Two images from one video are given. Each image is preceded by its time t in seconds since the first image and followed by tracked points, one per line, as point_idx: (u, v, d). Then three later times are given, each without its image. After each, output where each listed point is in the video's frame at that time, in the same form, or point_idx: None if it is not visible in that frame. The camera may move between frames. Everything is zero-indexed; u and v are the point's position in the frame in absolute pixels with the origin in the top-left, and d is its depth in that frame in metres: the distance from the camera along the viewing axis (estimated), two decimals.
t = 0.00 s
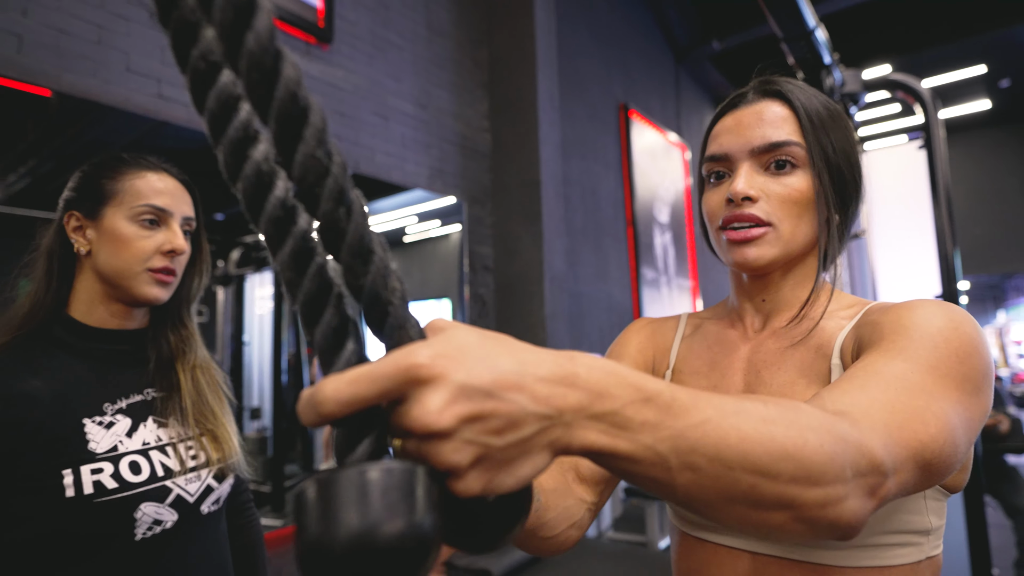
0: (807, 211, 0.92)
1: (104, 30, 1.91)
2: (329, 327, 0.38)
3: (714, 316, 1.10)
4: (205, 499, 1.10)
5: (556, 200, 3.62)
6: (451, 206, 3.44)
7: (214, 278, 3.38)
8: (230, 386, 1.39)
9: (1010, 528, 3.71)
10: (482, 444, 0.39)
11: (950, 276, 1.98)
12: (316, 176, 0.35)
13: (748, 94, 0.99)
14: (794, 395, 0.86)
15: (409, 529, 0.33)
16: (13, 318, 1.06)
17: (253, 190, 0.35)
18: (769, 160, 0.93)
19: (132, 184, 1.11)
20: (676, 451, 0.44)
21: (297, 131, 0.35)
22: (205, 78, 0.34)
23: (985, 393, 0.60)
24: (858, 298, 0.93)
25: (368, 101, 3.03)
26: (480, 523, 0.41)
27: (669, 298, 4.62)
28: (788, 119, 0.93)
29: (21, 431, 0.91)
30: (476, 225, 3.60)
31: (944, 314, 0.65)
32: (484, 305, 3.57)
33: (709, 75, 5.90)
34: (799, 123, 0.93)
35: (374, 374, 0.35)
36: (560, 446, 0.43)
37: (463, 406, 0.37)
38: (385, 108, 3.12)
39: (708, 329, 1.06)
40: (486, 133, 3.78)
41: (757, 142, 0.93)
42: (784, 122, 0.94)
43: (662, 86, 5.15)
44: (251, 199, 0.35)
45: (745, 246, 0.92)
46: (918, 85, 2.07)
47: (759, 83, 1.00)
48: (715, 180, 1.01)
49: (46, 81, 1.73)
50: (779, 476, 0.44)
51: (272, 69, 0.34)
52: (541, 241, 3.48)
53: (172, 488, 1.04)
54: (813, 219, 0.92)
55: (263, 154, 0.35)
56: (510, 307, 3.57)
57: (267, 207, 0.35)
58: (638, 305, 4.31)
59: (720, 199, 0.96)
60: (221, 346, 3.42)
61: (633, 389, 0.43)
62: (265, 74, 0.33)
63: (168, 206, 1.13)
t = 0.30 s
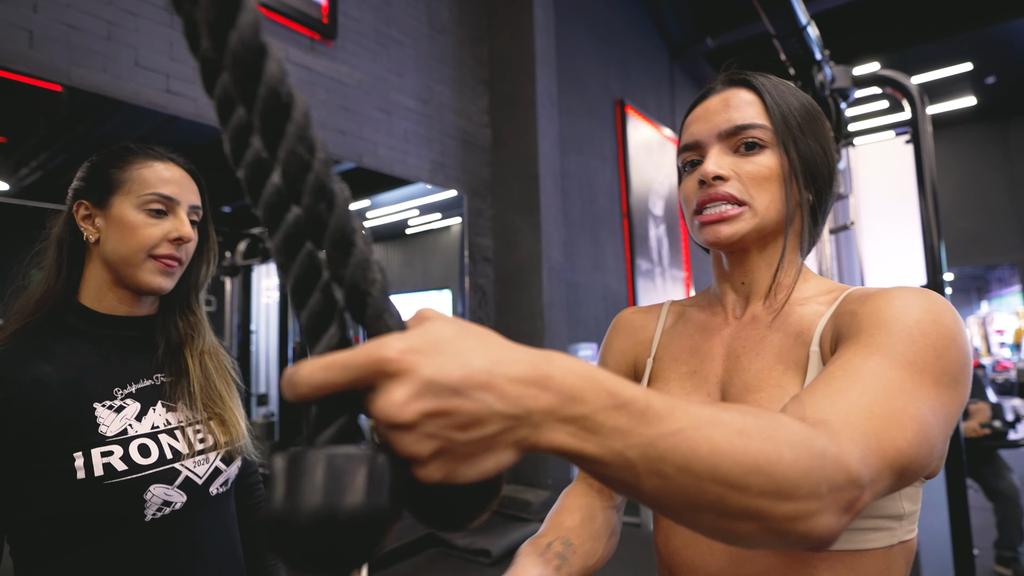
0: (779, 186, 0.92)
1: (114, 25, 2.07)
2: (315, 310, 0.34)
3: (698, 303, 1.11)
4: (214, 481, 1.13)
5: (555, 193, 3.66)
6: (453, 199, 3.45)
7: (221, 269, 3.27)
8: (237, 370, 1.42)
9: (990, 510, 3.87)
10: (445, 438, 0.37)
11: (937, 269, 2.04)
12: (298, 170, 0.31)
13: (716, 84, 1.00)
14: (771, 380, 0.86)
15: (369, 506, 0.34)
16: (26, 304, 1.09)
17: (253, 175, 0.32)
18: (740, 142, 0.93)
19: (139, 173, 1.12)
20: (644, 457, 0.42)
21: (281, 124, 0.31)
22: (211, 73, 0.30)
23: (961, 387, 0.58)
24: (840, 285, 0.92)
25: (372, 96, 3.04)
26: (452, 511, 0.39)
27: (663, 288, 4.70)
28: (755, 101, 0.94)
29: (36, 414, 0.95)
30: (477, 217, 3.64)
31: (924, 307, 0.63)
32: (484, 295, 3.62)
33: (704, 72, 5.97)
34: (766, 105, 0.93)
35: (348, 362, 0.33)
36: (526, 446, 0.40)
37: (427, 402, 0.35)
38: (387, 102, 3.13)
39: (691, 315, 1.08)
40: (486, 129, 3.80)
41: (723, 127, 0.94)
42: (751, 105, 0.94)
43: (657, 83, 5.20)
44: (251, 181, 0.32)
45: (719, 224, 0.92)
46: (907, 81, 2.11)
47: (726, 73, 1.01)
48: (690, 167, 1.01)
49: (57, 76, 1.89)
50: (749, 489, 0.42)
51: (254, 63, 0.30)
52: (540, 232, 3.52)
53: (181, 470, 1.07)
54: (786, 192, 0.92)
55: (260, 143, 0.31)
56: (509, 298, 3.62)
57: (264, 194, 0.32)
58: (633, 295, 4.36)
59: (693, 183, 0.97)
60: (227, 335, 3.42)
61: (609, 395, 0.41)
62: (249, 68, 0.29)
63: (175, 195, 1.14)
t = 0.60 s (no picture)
0: (755, 178, 0.91)
1: (110, 17, 2.11)
2: (298, 307, 0.33)
3: (678, 291, 1.12)
4: (212, 473, 1.14)
5: (552, 186, 3.67)
6: (451, 192, 3.45)
7: (220, 262, 3.28)
8: (237, 362, 1.43)
9: (981, 498, 3.93)
10: (429, 442, 0.37)
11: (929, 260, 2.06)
12: (279, 164, 0.29)
13: (692, 70, 0.97)
14: (753, 369, 0.87)
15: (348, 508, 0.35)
16: (22, 298, 1.08)
17: (234, 170, 0.29)
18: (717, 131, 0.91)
19: (132, 163, 1.12)
20: (635, 456, 0.42)
21: (260, 116, 0.29)
22: (190, 64, 0.28)
23: (939, 369, 0.59)
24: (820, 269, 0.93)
25: (370, 89, 3.04)
26: (434, 514, 0.37)
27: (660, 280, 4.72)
28: (731, 90, 0.92)
29: (32, 407, 0.95)
30: (475, 211, 3.65)
31: (903, 291, 0.64)
32: (483, 288, 3.63)
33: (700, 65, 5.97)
34: (742, 94, 0.91)
35: (330, 362, 0.32)
36: (516, 449, 0.41)
37: (412, 404, 0.35)
38: (385, 96, 3.12)
39: (672, 304, 1.08)
40: (484, 122, 3.79)
41: (700, 116, 0.92)
42: (728, 94, 0.92)
43: (654, 76, 5.20)
44: (230, 178, 0.29)
45: (697, 217, 0.91)
46: (904, 74, 2.09)
47: (703, 58, 0.98)
48: (666, 156, 0.99)
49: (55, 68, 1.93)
50: (739, 485, 0.42)
51: (232, 51, 0.28)
52: (538, 225, 3.52)
53: (179, 462, 1.08)
54: (762, 184, 0.91)
55: (240, 137, 0.29)
56: (507, 291, 3.63)
57: (246, 188, 0.29)
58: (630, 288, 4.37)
59: (670, 174, 0.95)
60: (228, 328, 3.42)
61: (599, 395, 0.41)
62: (227, 58, 0.28)
63: (168, 185, 1.14)
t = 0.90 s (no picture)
0: (748, 181, 0.92)
1: (115, 8, 2.14)
2: (316, 289, 0.34)
3: (668, 288, 1.13)
4: (214, 458, 1.16)
5: (551, 181, 3.68)
6: (451, 185, 3.46)
7: (223, 252, 3.24)
8: (240, 350, 1.44)
9: (964, 489, 4.01)
10: (444, 423, 0.37)
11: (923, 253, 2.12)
12: (299, 148, 0.31)
13: (692, 69, 0.97)
14: (742, 367, 0.89)
15: (366, 485, 0.37)
16: (28, 285, 1.10)
17: (254, 154, 0.31)
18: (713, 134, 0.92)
19: (134, 153, 1.13)
20: (640, 443, 0.43)
21: (281, 101, 0.30)
22: (211, 48, 0.30)
23: (918, 367, 0.61)
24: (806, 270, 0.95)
25: (371, 81, 3.03)
26: (447, 493, 0.41)
27: (656, 274, 4.76)
28: (730, 93, 0.92)
29: (36, 394, 0.97)
30: (475, 204, 3.66)
31: (885, 293, 0.66)
32: (482, 280, 3.65)
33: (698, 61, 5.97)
34: (740, 97, 0.92)
35: (350, 343, 0.33)
36: (526, 432, 0.42)
37: (428, 387, 0.36)
38: (387, 89, 3.11)
39: (663, 302, 1.10)
40: (484, 116, 3.79)
41: (699, 117, 0.92)
42: (727, 96, 0.92)
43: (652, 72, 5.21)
44: (250, 162, 0.31)
45: (689, 216, 0.92)
46: (899, 73, 2.17)
47: (703, 58, 0.98)
48: (662, 156, 1.00)
49: (61, 58, 1.96)
50: (735, 473, 0.44)
51: (255, 37, 0.30)
52: (536, 219, 3.54)
53: (181, 448, 1.10)
54: (754, 187, 0.92)
55: (261, 121, 0.30)
56: (506, 283, 3.66)
57: (265, 173, 0.31)
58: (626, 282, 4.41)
59: (666, 173, 0.95)
60: (231, 317, 3.44)
61: (607, 382, 0.42)
62: (250, 44, 0.29)
63: (170, 174, 1.15)
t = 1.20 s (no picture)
0: (735, 192, 0.94)
1: (127, 9, 2.19)
2: (347, 273, 0.37)
3: (665, 286, 1.17)
4: (225, 445, 1.20)
5: (551, 179, 3.71)
6: (453, 182, 3.49)
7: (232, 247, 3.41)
8: (248, 342, 1.48)
9: (950, 481, 4.11)
10: (466, 397, 0.41)
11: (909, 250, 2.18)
12: (331, 140, 0.34)
13: (682, 85, 0.99)
14: (733, 360, 0.93)
15: (395, 453, 0.41)
16: (44, 278, 1.13)
17: (286, 146, 0.34)
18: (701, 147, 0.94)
19: (148, 150, 1.16)
20: (648, 418, 0.46)
21: (315, 95, 0.33)
22: (244, 42, 0.32)
23: (898, 359, 0.65)
24: (793, 270, 0.98)
25: (376, 82, 3.05)
26: (465, 460, 0.44)
27: (652, 271, 4.82)
28: (717, 108, 0.94)
29: (52, 383, 0.99)
30: (477, 202, 3.70)
31: (868, 290, 0.70)
32: (483, 276, 3.69)
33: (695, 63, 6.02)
34: (727, 112, 0.94)
35: (382, 322, 0.36)
36: (542, 406, 0.45)
37: (453, 363, 0.39)
38: (391, 89, 3.14)
39: (660, 299, 1.14)
40: (486, 116, 3.82)
41: (687, 132, 0.94)
42: (714, 112, 0.94)
43: (650, 73, 5.25)
44: (284, 152, 0.34)
45: (679, 225, 0.96)
46: (888, 76, 2.22)
47: (693, 73, 1.00)
48: (655, 168, 1.03)
49: (75, 59, 2.02)
50: (732, 447, 0.47)
51: (289, 35, 0.32)
52: (536, 216, 3.58)
53: (194, 435, 1.13)
54: (742, 197, 0.95)
55: (293, 114, 0.33)
56: (506, 280, 3.70)
57: (298, 162, 0.34)
58: (623, 279, 4.46)
59: (658, 184, 0.98)
60: (239, 310, 3.47)
61: (617, 361, 0.45)
62: (286, 42, 0.32)
63: (183, 172, 1.18)
